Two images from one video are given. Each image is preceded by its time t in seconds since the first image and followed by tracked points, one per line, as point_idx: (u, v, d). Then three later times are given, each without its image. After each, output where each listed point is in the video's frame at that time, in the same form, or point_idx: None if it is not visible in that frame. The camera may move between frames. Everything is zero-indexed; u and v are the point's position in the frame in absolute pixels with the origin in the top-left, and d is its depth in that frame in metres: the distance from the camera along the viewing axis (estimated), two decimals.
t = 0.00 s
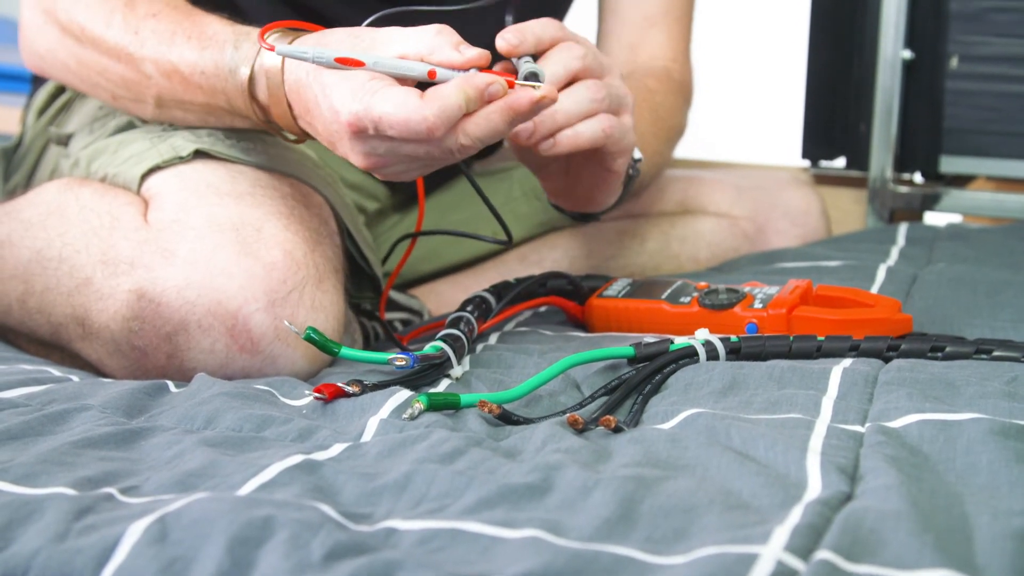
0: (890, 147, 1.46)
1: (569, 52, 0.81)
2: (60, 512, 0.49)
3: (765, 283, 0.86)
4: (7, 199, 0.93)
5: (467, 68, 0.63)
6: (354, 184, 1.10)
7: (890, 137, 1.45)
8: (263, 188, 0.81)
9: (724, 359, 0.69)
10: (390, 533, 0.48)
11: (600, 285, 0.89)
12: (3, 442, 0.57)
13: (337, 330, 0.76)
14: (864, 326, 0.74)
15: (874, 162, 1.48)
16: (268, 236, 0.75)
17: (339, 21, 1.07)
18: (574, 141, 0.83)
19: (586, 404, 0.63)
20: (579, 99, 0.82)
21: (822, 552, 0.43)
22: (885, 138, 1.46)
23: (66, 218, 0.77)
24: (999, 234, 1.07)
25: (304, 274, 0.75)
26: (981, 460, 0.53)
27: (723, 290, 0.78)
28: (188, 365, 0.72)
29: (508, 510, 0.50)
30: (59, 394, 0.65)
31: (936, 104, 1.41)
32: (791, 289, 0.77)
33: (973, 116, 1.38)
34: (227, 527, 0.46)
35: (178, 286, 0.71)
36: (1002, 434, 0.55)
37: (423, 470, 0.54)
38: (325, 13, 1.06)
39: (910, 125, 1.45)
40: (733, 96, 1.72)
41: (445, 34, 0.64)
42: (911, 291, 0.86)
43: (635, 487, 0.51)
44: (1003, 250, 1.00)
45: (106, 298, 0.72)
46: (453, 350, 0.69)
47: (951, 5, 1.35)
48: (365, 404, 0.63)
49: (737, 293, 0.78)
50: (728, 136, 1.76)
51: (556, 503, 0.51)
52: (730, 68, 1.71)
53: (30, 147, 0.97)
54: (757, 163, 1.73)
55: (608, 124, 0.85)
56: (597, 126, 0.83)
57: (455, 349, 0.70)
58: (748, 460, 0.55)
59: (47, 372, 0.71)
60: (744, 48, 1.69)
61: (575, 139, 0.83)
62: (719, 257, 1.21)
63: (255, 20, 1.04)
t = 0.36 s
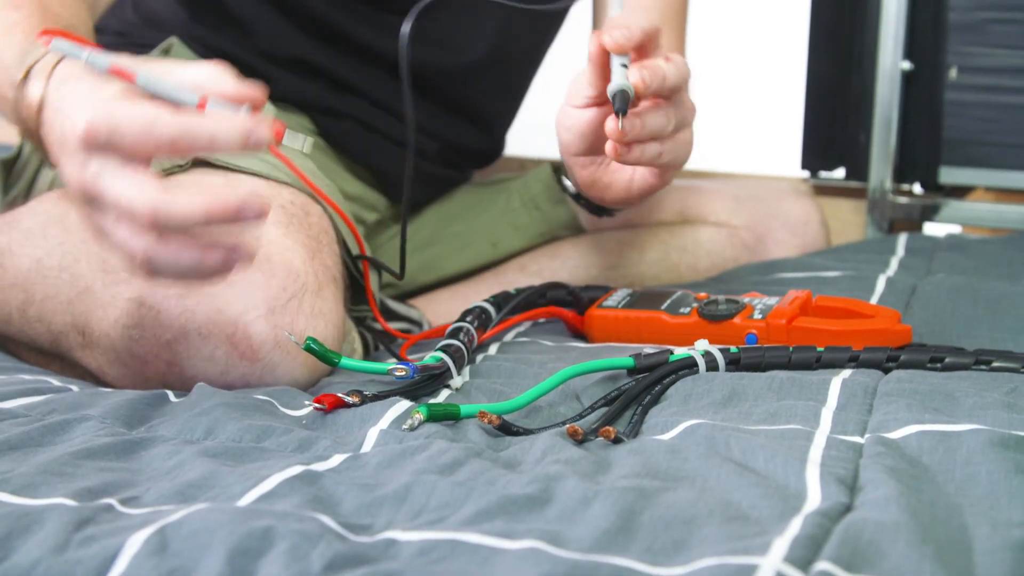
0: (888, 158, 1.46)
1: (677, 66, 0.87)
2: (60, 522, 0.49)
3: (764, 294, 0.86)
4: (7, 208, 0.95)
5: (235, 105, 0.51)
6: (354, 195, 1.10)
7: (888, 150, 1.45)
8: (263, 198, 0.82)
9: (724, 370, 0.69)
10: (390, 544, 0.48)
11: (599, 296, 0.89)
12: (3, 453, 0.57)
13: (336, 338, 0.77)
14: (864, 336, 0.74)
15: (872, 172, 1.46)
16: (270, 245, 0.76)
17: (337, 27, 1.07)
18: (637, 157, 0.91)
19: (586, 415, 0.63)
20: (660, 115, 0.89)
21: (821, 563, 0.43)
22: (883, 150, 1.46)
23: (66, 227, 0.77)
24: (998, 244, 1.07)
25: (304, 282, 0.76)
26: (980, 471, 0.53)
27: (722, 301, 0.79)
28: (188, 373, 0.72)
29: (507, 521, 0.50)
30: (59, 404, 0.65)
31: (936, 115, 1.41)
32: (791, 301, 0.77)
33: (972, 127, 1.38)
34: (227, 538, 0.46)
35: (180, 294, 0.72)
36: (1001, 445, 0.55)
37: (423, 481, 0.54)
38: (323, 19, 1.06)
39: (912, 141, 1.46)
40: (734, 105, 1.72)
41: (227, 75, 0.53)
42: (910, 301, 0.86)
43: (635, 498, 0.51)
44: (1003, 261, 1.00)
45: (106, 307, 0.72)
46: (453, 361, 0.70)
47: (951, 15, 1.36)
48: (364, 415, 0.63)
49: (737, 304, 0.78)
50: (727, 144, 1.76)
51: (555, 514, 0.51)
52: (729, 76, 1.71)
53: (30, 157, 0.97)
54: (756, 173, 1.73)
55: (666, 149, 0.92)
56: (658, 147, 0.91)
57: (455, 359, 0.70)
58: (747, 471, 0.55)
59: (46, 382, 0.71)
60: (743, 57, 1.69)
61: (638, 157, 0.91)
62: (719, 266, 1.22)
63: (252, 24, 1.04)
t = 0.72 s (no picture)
0: (888, 163, 1.46)
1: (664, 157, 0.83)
2: (60, 526, 0.49)
3: (763, 297, 0.86)
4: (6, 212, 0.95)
5: (241, 265, 0.66)
6: (350, 202, 1.09)
7: (888, 154, 1.46)
8: (261, 205, 0.82)
9: (723, 374, 0.69)
10: (390, 548, 0.48)
11: (599, 300, 0.89)
12: (2, 457, 0.57)
13: (335, 345, 0.77)
14: (863, 340, 0.74)
15: (872, 176, 1.48)
16: (268, 251, 0.76)
17: (333, 29, 1.06)
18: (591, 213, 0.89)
19: (585, 418, 0.63)
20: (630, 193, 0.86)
21: (819, 567, 0.44)
22: (883, 153, 1.46)
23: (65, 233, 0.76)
24: (998, 248, 1.07)
25: (303, 289, 0.76)
26: (980, 475, 0.53)
27: (722, 304, 0.78)
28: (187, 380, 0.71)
29: (507, 525, 0.50)
30: (58, 410, 0.65)
31: (935, 118, 1.41)
32: (790, 304, 0.77)
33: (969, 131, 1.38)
34: (227, 542, 0.46)
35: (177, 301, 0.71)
36: (1000, 449, 0.55)
37: (422, 485, 0.54)
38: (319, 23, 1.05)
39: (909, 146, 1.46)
40: (733, 109, 1.72)
41: (232, 224, 0.67)
42: (911, 304, 0.86)
43: (635, 501, 0.51)
44: (1003, 264, 1.00)
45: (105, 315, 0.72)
46: (452, 366, 0.70)
47: (950, 20, 1.36)
48: (364, 419, 0.63)
49: (736, 307, 0.78)
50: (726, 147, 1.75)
51: (555, 517, 0.51)
52: (727, 79, 1.71)
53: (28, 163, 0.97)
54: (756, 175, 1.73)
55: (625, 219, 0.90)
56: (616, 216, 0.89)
57: (454, 365, 0.70)
58: (747, 475, 0.55)
59: (46, 388, 0.71)
60: (741, 60, 1.69)
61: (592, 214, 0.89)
62: (719, 268, 1.21)
63: (242, 32, 1.04)
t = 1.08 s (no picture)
0: (897, 160, 1.45)
1: (653, 230, 0.73)
2: (48, 530, 0.47)
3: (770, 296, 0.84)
4: None
5: (229, 289, 0.65)
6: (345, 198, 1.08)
7: (897, 149, 1.45)
8: (254, 202, 0.80)
9: (729, 374, 0.68)
10: (386, 553, 0.47)
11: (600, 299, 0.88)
12: None
13: (331, 345, 0.76)
14: (872, 339, 0.73)
15: (879, 172, 1.47)
16: (262, 249, 0.75)
17: (326, 24, 1.05)
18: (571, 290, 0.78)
19: (587, 419, 0.62)
20: (611, 267, 0.75)
21: (829, 572, 0.42)
22: (891, 148, 1.46)
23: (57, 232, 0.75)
24: (1008, 246, 1.05)
25: (297, 288, 0.75)
26: (992, 476, 0.52)
27: (728, 303, 0.77)
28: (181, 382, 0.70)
29: (507, 529, 0.49)
30: (48, 411, 0.64)
31: (944, 113, 1.40)
32: (797, 302, 0.76)
33: (981, 125, 1.37)
34: (219, 546, 0.45)
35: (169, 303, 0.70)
36: (1014, 450, 0.54)
37: (420, 487, 0.52)
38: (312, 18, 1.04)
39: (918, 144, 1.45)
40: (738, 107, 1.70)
41: (223, 246, 0.66)
42: (920, 304, 0.85)
43: (638, 504, 0.49)
44: (1013, 261, 0.99)
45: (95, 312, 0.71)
46: (450, 367, 0.68)
47: (960, 13, 1.35)
48: (360, 421, 0.61)
49: (742, 306, 0.77)
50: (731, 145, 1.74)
51: (556, 521, 0.49)
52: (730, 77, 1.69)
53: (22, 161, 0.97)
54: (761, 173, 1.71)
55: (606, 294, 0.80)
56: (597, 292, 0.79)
57: (452, 365, 0.69)
58: (754, 477, 0.53)
59: (35, 388, 0.70)
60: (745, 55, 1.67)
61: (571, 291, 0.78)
62: (724, 264, 1.19)
63: (233, 26, 1.03)
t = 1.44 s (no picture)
0: (909, 152, 1.44)
1: (605, 243, 0.65)
2: (38, 533, 0.46)
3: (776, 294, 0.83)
4: None
5: (215, 265, 0.63)
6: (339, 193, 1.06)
7: (909, 144, 1.44)
8: (247, 199, 0.80)
9: (734, 374, 0.67)
10: (384, 556, 0.46)
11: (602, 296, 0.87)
12: None
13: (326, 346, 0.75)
14: (879, 339, 0.71)
15: (891, 165, 1.46)
16: (255, 248, 0.74)
17: (327, 20, 1.03)
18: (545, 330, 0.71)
19: (588, 420, 0.60)
20: (582, 295, 0.68)
21: None
22: (904, 143, 1.44)
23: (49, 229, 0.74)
24: (1020, 242, 1.04)
25: (292, 289, 0.74)
26: (1003, 478, 0.51)
27: (733, 301, 0.76)
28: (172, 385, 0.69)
29: (507, 532, 0.48)
30: (38, 412, 0.63)
31: (957, 106, 1.38)
32: (804, 302, 0.75)
33: (996, 118, 1.35)
34: (213, 550, 0.44)
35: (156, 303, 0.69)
36: None
37: (418, 489, 0.51)
38: (309, 11, 1.03)
39: (927, 137, 1.44)
40: (745, 100, 1.69)
41: (205, 221, 0.64)
42: (930, 302, 0.83)
43: (641, 507, 0.48)
44: None
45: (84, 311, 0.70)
46: (450, 355, 0.68)
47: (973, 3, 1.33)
48: (358, 420, 0.61)
49: (748, 305, 0.76)
50: (738, 137, 1.72)
51: (557, 524, 0.48)
52: (737, 69, 1.68)
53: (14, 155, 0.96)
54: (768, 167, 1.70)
55: (585, 322, 0.72)
56: (573, 325, 0.71)
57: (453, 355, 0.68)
58: (759, 480, 0.52)
59: (25, 389, 0.69)
60: (751, 48, 1.66)
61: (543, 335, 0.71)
62: (731, 262, 1.18)
63: (224, 16, 1.02)
